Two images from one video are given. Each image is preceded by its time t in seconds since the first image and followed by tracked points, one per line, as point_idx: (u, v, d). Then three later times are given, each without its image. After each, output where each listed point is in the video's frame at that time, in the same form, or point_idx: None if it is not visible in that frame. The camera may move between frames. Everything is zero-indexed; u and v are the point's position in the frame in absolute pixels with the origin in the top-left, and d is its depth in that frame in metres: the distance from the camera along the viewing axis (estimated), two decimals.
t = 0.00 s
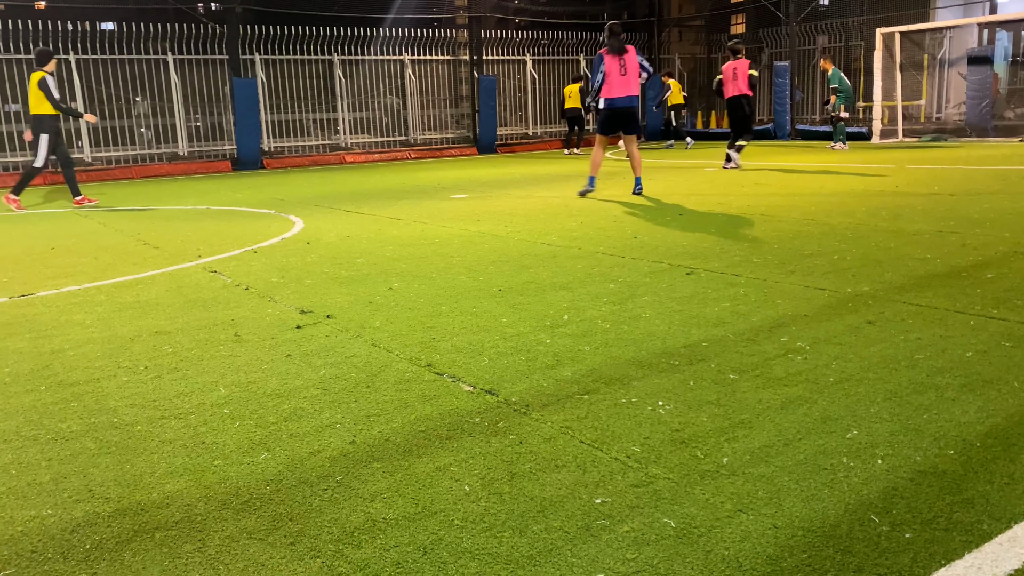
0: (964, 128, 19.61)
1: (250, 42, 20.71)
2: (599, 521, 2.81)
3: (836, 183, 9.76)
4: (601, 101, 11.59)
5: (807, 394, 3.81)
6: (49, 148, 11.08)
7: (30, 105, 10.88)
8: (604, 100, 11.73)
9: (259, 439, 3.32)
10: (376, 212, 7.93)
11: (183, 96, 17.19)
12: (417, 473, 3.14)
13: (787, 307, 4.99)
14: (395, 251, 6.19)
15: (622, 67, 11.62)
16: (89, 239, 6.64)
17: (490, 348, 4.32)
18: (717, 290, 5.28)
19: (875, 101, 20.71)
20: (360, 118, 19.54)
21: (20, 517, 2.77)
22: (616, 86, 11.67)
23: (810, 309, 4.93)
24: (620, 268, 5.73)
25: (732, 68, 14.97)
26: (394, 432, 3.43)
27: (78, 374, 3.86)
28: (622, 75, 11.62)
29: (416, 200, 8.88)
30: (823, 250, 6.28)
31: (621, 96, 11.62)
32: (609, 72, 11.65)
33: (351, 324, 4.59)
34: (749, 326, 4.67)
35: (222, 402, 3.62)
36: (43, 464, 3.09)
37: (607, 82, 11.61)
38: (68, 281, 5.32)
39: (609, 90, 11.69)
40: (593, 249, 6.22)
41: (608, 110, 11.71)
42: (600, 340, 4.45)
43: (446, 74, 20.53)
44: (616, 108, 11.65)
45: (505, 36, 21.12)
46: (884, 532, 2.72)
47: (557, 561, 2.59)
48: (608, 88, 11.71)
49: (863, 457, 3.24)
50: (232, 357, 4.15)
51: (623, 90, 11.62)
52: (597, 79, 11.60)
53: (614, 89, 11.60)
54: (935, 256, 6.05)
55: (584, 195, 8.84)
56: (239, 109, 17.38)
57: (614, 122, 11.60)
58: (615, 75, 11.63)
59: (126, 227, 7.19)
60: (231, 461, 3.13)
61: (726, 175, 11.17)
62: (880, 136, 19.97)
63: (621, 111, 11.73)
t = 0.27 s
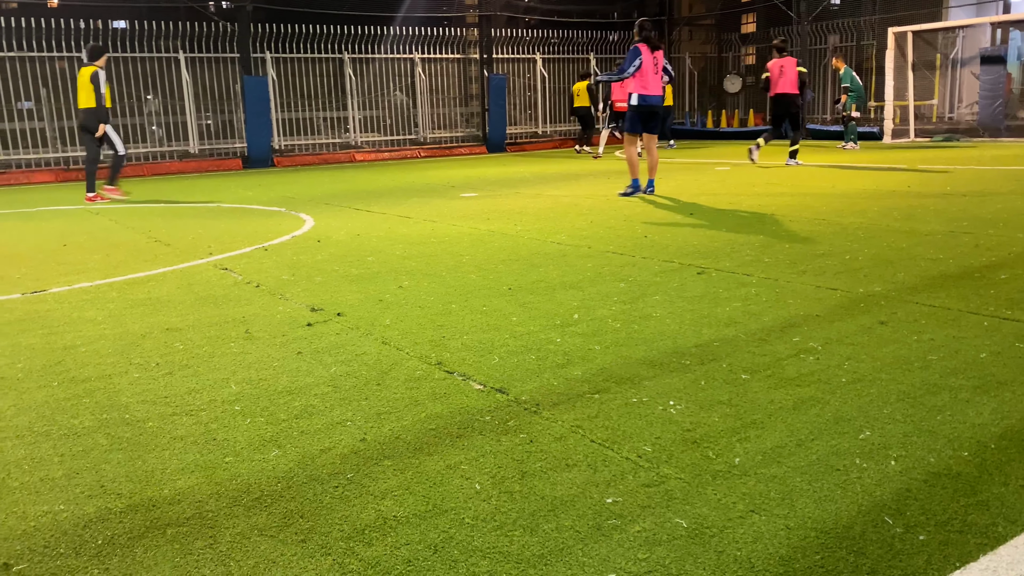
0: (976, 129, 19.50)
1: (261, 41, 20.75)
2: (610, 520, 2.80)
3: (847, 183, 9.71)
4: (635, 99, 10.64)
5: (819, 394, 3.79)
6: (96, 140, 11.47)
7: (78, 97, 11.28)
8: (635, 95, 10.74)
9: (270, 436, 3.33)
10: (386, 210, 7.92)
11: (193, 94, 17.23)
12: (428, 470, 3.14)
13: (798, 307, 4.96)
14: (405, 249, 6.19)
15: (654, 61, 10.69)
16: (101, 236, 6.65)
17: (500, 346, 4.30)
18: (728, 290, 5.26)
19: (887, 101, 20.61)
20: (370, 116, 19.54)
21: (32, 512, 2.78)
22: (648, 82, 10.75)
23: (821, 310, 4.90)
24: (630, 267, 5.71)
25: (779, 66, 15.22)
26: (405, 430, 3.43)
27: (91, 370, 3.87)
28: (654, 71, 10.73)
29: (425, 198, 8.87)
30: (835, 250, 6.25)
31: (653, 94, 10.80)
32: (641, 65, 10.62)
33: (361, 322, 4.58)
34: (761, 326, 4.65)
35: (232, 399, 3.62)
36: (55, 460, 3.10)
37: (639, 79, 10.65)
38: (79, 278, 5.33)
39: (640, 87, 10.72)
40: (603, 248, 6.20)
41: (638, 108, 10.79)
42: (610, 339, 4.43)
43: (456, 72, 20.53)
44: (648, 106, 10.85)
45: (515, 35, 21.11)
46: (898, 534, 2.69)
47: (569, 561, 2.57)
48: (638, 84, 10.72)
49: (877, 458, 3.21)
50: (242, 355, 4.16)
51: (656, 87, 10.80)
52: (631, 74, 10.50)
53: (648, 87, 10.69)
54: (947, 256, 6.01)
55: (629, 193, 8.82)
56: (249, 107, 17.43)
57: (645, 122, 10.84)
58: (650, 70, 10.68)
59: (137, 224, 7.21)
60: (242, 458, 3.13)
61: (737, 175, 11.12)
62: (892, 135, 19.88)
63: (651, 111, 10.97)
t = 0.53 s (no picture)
0: (992, 129, 19.37)
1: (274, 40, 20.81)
2: (623, 520, 2.78)
3: (861, 183, 9.64)
4: (657, 100, 10.54)
5: (833, 395, 3.76)
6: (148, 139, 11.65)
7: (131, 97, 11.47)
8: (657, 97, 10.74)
9: (283, 433, 3.33)
10: (398, 209, 7.93)
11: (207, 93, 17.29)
12: (440, 469, 3.14)
13: (812, 308, 4.92)
14: (417, 248, 6.19)
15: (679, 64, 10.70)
16: (115, 234, 6.67)
17: (511, 345, 4.28)
18: (741, 290, 5.23)
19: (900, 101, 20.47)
20: (383, 115, 19.56)
21: (47, 507, 2.79)
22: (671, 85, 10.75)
23: (835, 310, 4.86)
24: (643, 266, 5.69)
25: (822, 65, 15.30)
26: (417, 428, 3.42)
27: (104, 366, 3.89)
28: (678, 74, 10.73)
29: (437, 197, 8.87)
30: (849, 250, 6.20)
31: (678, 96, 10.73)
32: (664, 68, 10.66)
33: (373, 320, 4.58)
34: (774, 326, 4.62)
35: (245, 396, 3.63)
36: (69, 456, 3.11)
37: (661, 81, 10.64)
38: (94, 276, 5.35)
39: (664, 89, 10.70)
40: (615, 247, 6.19)
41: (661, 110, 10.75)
42: (622, 338, 4.40)
43: (468, 71, 20.53)
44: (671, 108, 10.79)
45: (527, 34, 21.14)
46: (914, 536, 2.67)
47: (581, 560, 2.56)
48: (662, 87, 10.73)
49: (892, 459, 3.19)
50: (255, 352, 4.17)
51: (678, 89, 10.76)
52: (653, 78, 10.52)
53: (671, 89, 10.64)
54: (962, 257, 5.96)
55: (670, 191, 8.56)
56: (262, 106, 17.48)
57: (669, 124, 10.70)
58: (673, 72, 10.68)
59: (151, 222, 7.24)
60: (254, 455, 3.13)
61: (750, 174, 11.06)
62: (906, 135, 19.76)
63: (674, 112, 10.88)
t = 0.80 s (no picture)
0: (1013, 130, 19.16)
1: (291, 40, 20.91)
2: (641, 522, 2.77)
3: (881, 185, 9.55)
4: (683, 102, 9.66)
5: (853, 398, 3.73)
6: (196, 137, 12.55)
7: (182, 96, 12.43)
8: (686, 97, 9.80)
9: (301, 432, 3.34)
10: (415, 209, 7.94)
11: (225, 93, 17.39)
12: (458, 468, 3.13)
13: (832, 310, 4.88)
14: (434, 248, 6.19)
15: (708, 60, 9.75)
16: (136, 233, 6.72)
17: (528, 345, 4.26)
18: (760, 291, 5.19)
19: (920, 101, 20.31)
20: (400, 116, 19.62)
21: (67, 503, 2.81)
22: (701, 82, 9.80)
23: (855, 312, 4.81)
24: (661, 267, 5.66)
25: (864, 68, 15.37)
26: (435, 427, 3.42)
27: (124, 364, 3.91)
28: (708, 70, 9.77)
29: (454, 197, 8.87)
30: (869, 252, 6.15)
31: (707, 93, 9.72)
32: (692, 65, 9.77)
33: (390, 320, 4.58)
34: (793, 328, 4.58)
35: (264, 394, 3.64)
36: (90, 452, 3.13)
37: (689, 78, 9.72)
38: (114, 274, 5.39)
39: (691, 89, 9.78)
40: (632, 248, 6.16)
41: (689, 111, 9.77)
42: (640, 339, 4.38)
43: (485, 72, 20.55)
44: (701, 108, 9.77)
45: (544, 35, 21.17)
46: (937, 541, 2.63)
47: (600, 562, 2.55)
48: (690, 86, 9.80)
49: (914, 463, 3.15)
50: (273, 351, 4.18)
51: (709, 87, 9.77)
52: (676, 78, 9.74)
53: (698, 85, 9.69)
54: (985, 259, 5.89)
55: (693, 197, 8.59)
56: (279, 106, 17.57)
57: (701, 122, 9.67)
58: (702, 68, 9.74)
59: (170, 221, 7.29)
60: (272, 453, 3.14)
61: (768, 175, 10.99)
62: (926, 137, 19.60)
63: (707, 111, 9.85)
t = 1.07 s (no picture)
0: None
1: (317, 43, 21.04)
2: (671, 527, 2.75)
3: (910, 189, 9.45)
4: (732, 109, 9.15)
5: (884, 404, 3.68)
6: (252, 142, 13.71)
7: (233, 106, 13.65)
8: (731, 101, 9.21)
9: (330, 432, 3.35)
10: (439, 211, 7.96)
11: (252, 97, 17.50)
12: (485, 471, 3.13)
13: (860, 315, 4.82)
14: (458, 250, 6.19)
15: (753, 64, 9.24)
16: (164, 234, 6.79)
17: (554, 348, 4.24)
18: (787, 296, 5.15)
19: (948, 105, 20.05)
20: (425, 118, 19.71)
21: (101, 501, 2.84)
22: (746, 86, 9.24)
23: (885, 318, 4.76)
24: (686, 271, 5.64)
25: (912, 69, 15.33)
26: (463, 429, 3.41)
27: (154, 363, 3.95)
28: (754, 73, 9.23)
29: (478, 200, 8.88)
30: (899, 256, 6.08)
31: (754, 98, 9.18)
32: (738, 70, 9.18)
33: (415, 322, 4.58)
34: (822, 333, 4.53)
35: (293, 395, 3.66)
36: (122, 450, 3.17)
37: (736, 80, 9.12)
38: (144, 274, 5.44)
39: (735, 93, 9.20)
40: (657, 251, 6.13)
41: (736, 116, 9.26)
42: (667, 343, 4.35)
43: (509, 75, 20.60)
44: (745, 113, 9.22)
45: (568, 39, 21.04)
46: (973, 550, 2.59)
47: (631, 566, 2.53)
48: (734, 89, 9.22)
49: (948, 471, 3.10)
50: (300, 351, 4.21)
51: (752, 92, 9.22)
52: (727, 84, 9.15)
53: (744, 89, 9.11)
54: (1018, 265, 5.79)
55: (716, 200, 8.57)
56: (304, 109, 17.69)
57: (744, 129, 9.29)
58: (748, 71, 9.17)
59: (198, 222, 7.37)
60: (301, 453, 3.16)
61: (794, 179, 10.91)
62: (954, 140, 19.40)
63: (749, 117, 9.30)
